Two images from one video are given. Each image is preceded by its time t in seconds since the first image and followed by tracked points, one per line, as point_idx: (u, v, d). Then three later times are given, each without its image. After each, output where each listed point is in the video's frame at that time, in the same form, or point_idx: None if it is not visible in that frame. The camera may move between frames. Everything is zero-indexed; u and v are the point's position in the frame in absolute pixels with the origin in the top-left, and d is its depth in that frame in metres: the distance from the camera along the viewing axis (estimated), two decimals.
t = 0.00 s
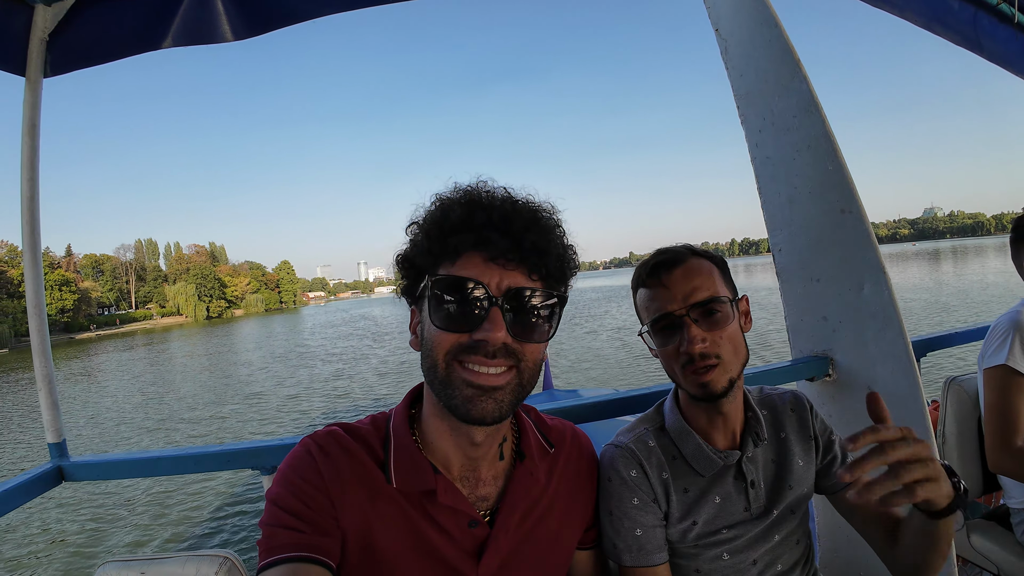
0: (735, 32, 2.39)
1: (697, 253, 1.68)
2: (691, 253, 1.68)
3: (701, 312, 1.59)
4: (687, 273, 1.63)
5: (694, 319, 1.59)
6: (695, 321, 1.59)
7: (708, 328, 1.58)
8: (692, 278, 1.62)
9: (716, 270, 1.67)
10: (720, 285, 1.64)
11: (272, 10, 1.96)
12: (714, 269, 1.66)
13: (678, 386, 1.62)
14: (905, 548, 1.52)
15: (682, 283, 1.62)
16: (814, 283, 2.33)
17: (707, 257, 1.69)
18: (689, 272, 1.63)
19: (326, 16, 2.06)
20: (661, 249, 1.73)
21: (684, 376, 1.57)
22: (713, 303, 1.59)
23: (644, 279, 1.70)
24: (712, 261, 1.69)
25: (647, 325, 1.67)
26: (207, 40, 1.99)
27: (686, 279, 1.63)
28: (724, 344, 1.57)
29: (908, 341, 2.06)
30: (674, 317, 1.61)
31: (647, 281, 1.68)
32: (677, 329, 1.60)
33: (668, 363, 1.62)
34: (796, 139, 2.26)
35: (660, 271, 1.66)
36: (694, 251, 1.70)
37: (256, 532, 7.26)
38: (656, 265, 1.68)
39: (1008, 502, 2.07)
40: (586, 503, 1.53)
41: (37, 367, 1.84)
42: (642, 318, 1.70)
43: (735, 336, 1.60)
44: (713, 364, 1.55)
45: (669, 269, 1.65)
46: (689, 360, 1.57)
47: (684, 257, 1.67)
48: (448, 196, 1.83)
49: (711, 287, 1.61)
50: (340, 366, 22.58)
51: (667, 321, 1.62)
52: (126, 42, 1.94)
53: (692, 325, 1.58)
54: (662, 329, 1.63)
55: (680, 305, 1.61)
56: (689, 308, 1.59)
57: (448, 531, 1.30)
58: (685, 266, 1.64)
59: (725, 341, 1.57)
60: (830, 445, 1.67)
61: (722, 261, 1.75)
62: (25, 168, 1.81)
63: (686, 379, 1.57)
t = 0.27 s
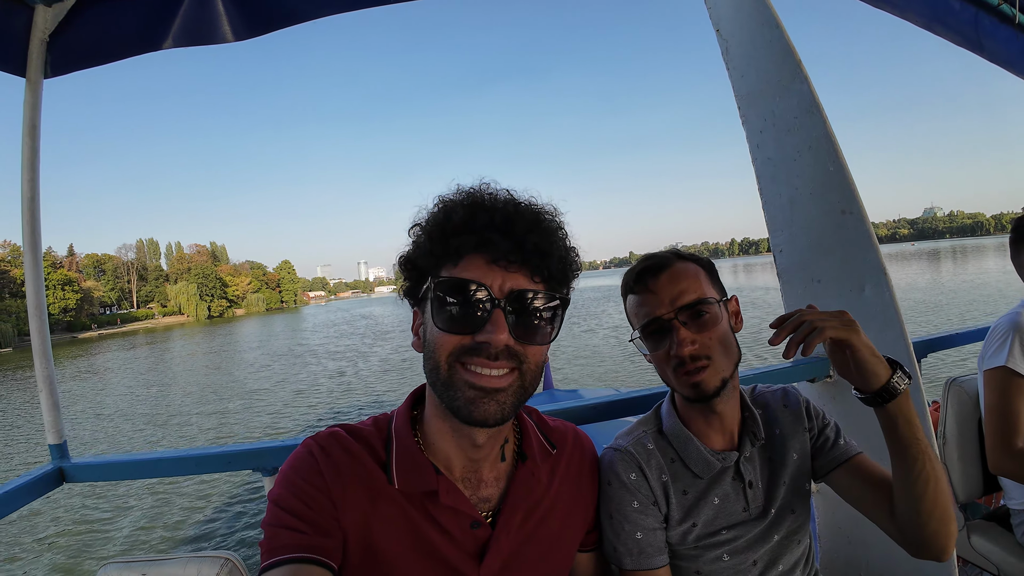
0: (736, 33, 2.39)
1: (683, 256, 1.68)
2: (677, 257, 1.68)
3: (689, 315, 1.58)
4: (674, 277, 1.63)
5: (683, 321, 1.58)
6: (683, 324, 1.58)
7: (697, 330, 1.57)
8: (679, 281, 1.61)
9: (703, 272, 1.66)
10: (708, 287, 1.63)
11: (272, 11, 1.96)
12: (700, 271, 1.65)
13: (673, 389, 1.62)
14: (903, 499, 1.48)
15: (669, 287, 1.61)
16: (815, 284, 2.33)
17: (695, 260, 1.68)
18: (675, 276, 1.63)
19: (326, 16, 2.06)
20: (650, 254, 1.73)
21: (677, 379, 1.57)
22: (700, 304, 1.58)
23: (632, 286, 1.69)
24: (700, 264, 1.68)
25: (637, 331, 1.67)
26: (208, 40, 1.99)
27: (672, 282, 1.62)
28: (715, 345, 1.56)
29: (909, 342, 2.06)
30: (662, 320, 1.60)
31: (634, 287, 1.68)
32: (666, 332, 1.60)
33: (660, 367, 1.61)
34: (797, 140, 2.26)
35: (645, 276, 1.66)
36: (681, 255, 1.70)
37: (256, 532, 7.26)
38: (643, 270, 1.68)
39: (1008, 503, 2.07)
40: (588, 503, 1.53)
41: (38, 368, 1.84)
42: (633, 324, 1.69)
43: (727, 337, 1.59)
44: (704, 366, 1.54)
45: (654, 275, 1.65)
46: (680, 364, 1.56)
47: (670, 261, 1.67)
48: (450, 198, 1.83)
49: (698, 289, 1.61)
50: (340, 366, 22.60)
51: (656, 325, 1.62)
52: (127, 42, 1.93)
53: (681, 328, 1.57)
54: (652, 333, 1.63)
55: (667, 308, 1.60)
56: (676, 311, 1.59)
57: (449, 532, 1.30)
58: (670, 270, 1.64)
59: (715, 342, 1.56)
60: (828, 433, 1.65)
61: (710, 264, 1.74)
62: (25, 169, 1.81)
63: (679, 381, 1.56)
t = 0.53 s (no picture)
0: (737, 33, 2.39)
1: (678, 258, 1.68)
2: (672, 259, 1.67)
3: (685, 316, 1.58)
4: (668, 280, 1.63)
5: (679, 323, 1.58)
6: (679, 325, 1.58)
7: (693, 331, 1.57)
8: (673, 283, 1.61)
9: (699, 274, 1.66)
10: (703, 288, 1.63)
11: (272, 11, 1.95)
12: (696, 273, 1.65)
13: (673, 391, 1.61)
14: (901, 495, 1.48)
15: (664, 290, 1.61)
16: (816, 284, 2.32)
17: (690, 262, 1.68)
18: (670, 279, 1.63)
19: (327, 16, 2.06)
20: (645, 257, 1.73)
21: (676, 380, 1.56)
22: (696, 306, 1.58)
23: (629, 289, 1.70)
24: (695, 265, 1.68)
25: (635, 334, 1.68)
26: (208, 41, 1.99)
27: (666, 285, 1.62)
28: (712, 346, 1.56)
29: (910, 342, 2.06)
30: (660, 323, 1.60)
31: (631, 289, 1.68)
32: (663, 334, 1.60)
33: (659, 368, 1.61)
34: (798, 141, 2.26)
35: (639, 280, 1.66)
36: (676, 257, 1.70)
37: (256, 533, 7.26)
38: (639, 273, 1.68)
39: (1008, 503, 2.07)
40: (589, 504, 1.53)
41: (38, 368, 1.84)
42: (631, 327, 1.69)
43: (724, 337, 1.58)
44: (701, 367, 1.54)
45: (649, 278, 1.65)
46: (678, 365, 1.56)
47: (663, 264, 1.67)
48: (453, 199, 1.83)
49: (693, 290, 1.60)
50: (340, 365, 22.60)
51: (653, 327, 1.62)
52: (127, 42, 1.93)
53: (678, 329, 1.57)
54: (650, 335, 1.63)
55: (663, 310, 1.60)
56: (672, 312, 1.59)
57: (450, 533, 1.30)
58: (665, 272, 1.64)
59: (713, 343, 1.56)
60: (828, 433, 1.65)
61: (707, 266, 1.74)
62: (25, 169, 1.81)
63: (678, 383, 1.56)
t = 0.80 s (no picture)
0: (737, 33, 2.38)
1: (681, 257, 1.68)
2: (674, 257, 1.68)
3: (688, 313, 1.58)
4: (670, 277, 1.63)
5: (681, 319, 1.58)
6: (682, 322, 1.58)
7: (696, 328, 1.57)
8: (676, 281, 1.62)
9: (701, 272, 1.66)
10: (706, 285, 1.63)
11: (273, 11, 1.96)
12: (697, 271, 1.65)
13: (673, 389, 1.61)
14: (916, 498, 1.39)
15: (666, 287, 1.62)
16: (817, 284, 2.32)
17: (692, 260, 1.68)
18: (673, 276, 1.63)
19: (327, 16, 2.06)
20: (647, 255, 1.74)
21: (677, 377, 1.56)
22: (698, 303, 1.58)
23: (631, 287, 1.70)
24: (697, 264, 1.68)
25: (637, 331, 1.67)
26: (208, 40, 1.99)
27: (669, 281, 1.62)
28: (715, 343, 1.55)
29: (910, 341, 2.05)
30: (662, 319, 1.60)
31: (633, 287, 1.69)
32: (665, 330, 1.60)
33: (660, 366, 1.61)
34: (799, 140, 2.26)
35: (642, 277, 1.66)
36: (678, 255, 1.70)
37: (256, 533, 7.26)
38: (641, 270, 1.68)
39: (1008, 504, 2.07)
40: (589, 504, 1.53)
41: (38, 368, 1.84)
42: (633, 324, 1.70)
43: (726, 334, 1.58)
44: (703, 364, 1.54)
45: (652, 275, 1.66)
46: (680, 362, 1.56)
47: (667, 262, 1.67)
48: (452, 199, 1.83)
49: (695, 288, 1.60)
50: (340, 364, 22.64)
51: (656, 324, 1.62)
52: (127, 42, 1.93)
53: (681, 326, 1.57)
54: (652, 332, 1.63)
55: (666, 307, 1.61)
56: (675, 309, 1.59)
57: (450, 533, 1.30)
58: (667, 270, 1.64)
59: (716, 339, 1.56)
60: (822, 424, 1.66)
61: (709, 265, 1.74)
62: (25, 169, 1.81)
63: (680, 379, 1.56)
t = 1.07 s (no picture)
0: (738, 32, 2.38)
1: (680, 258, 1.68)
2: (674, 258, 1.67)
3: (688, 315, 1.58)
4: (669, 278, 1.63)
5: (681, 322, 1.58)
6: (681, 324, 1.58)
7: (696, 330, 1.57)
8: (675, 282, 1.61)
9: (700, 273, 1.66)
10: (705, 287, 1.62)
11: (273, 11, 1.96)
12: (697, 272, 1.64)
13: (673, 391, 1.61)
14: (917, 506, 1.39)
15: (665, 289, 1.61)
16: (817, 284, 2.32)
17: (691, 261, 1.68)
18: (672, 278, 1.63)
19: (327, 15, 2.06)
20: (646, 256, 1.73)
21: (677, 378, 1.56)
22: (698, 305, 1.58)
23: (630, 288, 1.70)
24: (696, 264, 1.68)
25: (637, 333, 1.67)
26: (208, 40, 1.99)
27: (669, 283, 1.62)
28: (715, 344, 1.55)
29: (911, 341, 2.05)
30: (662, 321, 1.60)
31: (632, 288, 1.68)
32: (665, 333, 1.60)
33: (660, 368, 1.61)
34: (799, 140, 2.26)
35: (641, 279, 1.66)
36: (677, 256, 1.70)
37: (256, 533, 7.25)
38: (640, 272, 1.68)
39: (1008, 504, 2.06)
40: (589, 505, 1.53)
41: (38, 368, 1.84)
42: (632, 326, 1.70)
43: (725, 336, 1.58)
44: (703, 366, 1.54)
45: (651, 277, 1.65)
46: (679, 364, 1.55)
47: (666, 263, 1.66)
48: (452, 199, 1.83)
49: (695, 289, 1.60)
50: (341, 364, 22.64)
51: (655, 326, 1.61)
52: (127, 42, 1.93)
53: (680, 328, 1.57)
54: (652, 334, 1.63)
55: (665, 309, 1.60)
56: (674, 312, 1.59)
57: (450, 532, 1.30)
58: (666, 272, 1.64)
59: (716, 342, 1.56)
60: (822, 425, 1.66)
61: (708, 266, 1.74)
62: (25, 169, 1.81)
63: (679, 382, 1.56)
